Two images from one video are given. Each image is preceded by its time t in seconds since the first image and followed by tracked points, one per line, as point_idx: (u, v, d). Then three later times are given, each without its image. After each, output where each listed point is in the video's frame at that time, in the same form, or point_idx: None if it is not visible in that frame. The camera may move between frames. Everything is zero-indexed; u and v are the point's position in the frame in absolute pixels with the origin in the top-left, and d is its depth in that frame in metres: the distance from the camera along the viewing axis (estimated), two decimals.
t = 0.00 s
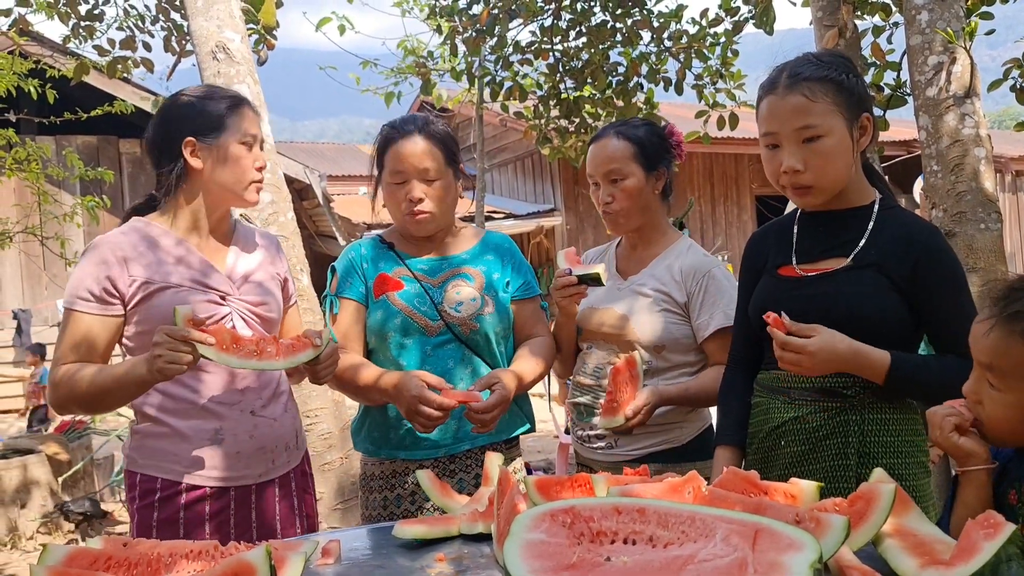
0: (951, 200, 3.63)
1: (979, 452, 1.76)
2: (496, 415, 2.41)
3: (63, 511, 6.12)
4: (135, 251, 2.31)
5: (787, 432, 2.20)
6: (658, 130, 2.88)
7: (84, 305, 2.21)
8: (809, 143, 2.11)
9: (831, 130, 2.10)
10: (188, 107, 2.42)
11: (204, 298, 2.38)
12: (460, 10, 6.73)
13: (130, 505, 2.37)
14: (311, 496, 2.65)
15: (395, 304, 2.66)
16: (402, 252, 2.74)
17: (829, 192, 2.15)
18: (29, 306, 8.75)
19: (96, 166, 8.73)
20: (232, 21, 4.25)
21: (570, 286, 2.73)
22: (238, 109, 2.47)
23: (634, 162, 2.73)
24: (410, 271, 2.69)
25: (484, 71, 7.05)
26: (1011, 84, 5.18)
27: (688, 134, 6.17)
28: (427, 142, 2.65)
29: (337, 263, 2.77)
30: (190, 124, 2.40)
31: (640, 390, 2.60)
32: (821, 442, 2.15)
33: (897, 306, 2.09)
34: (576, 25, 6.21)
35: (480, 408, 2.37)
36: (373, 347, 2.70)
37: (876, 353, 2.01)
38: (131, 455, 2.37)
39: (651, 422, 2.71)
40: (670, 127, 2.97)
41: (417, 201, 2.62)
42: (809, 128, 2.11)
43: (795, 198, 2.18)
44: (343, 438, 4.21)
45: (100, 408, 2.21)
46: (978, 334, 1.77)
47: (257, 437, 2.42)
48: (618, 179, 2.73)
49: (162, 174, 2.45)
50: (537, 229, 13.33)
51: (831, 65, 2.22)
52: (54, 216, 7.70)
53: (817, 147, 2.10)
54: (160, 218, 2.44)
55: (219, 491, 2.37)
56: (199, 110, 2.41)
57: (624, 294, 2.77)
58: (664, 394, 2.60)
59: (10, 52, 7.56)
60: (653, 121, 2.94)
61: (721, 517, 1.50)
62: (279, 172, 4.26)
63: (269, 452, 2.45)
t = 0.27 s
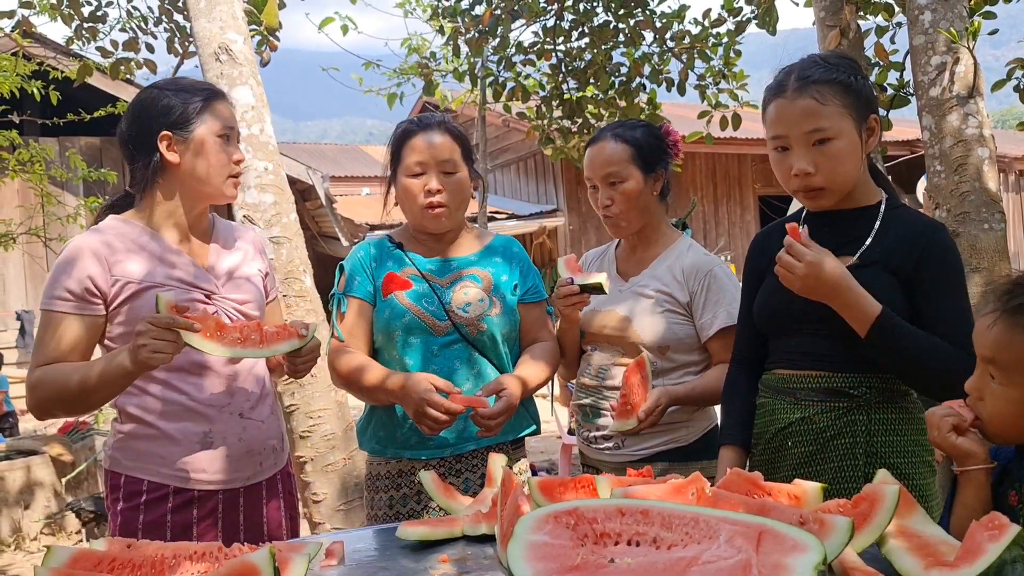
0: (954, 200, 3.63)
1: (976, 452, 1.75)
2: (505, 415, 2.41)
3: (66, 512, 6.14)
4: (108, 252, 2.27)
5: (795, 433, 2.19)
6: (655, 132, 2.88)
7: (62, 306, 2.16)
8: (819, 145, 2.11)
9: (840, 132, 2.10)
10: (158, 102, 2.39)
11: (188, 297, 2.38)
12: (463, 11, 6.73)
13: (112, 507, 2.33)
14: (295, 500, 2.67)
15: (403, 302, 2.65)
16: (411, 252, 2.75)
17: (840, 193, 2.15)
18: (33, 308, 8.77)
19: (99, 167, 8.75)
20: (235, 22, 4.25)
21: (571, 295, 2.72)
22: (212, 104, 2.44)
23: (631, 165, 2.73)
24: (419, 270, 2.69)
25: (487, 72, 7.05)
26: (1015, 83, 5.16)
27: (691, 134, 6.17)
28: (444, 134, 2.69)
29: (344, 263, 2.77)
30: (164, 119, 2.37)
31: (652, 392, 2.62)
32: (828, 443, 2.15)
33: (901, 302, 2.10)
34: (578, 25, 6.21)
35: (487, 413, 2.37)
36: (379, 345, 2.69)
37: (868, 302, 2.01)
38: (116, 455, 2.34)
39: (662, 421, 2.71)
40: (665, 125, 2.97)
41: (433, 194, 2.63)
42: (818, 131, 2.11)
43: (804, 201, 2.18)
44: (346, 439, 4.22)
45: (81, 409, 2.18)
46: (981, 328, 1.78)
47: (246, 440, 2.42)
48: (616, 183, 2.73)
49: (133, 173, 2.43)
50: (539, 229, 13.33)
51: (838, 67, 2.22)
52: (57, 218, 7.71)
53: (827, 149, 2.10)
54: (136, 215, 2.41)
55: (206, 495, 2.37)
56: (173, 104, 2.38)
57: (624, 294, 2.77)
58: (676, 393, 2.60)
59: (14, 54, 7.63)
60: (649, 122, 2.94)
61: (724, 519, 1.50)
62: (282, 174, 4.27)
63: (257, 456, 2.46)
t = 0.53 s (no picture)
0: (957, 200, 3.63)
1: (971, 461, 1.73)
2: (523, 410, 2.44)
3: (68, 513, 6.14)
4: (107, 251, 2.28)
5: (798, 432, 2.19)
6: (664, 127, 2.87)
7: (47, 314, 2.14)
8: (825, 143, 2.11)
9: (847, 130, 2.10)
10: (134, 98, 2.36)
11: (173, 300, 2.38)
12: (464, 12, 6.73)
13: (102, 514, 2.29)
14: (284, 500, 2.67)
15: (409, 301, 2.64)
16: (416, 251, 2.74)
17: (846, 192, 2.15)
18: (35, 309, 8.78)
19: (100, 168, 8.76)
20: (236, 23, 4.25)
21: (570, 294, 2.74)
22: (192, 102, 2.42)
23: (636, 165, 2.72)
24: (424, 270, 2.68)
25: (488, 73, 7.05)
26: (1017, 83, 5.16)
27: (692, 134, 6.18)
28: (453, 138, 2.68)
29: (348, 262, 2.75)
30: (140, 116, 2.34)
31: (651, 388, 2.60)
32: (832, 442, 2.14)
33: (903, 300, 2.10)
34: (580, 26, 6.21)
35: (505, 414, 2.38)
36: (384, 343, 2.68)
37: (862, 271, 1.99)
38: (104, 461, 2.31)
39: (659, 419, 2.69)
40: (672, 118, 2.95)
41: (444, 199, 2.64)
42: (825, 129, 2.10)
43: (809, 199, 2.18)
44: (347, 439, 4.21)
45: (70, 416, 2.14)
46: (984, 336, 1.77)
47: (237, 440, 2.42)
48: (621, 182, 2.74)
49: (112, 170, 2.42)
50: (541, 230, 13.33)
51: (845, 66, 2.22)
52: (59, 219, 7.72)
53: (834, 147, 2.10)
54: (121, 215, 2.40)
55: (199, 497, 2.36)
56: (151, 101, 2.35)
57: (628, 292, 2.77)
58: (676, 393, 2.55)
59: (16, 56, 7.68)
60: (656, 116, 2.92)
61: (728, 518, 1.50)
62: (284, 174, 4.27)
63: (248, 455, 2.46)
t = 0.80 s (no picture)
0: (959, 200, 3.62)
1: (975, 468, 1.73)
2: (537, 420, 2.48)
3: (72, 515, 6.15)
4: (105, 253, 2.29)
5: (804, 433, 2.19)
6: (683, 123, 2.85)
7: (40, 316, 2.13)
8: (825, 147, 2.11)
9: (847, 134, 2.10)
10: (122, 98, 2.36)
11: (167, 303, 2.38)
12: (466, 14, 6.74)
13: (97, 520, 2.29)
14: (277, 503, 2.67)
15: (413, 303, 2.63)
16: (417, 253, 2.74)
17: (847, 194, 2.15)
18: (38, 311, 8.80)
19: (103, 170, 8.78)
20: (239, 25, 4.26)
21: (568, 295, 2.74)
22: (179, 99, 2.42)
23: (656, 151, 2.72)
24: (427, 272, 2.68)
25: (490, 75, 7.05)
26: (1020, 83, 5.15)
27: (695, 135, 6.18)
28: (456, 137, 2.69)
29: (348, 264, 2.74)
30: (129, 117, 2.34)
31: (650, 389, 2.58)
32: (838, 442, 2.14)
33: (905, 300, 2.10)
34: (582, 27, 6.21)
35: (522, 426, 2.41)
36: (386, 346, 2.67)
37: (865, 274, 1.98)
38: (96, 467, 2.31)
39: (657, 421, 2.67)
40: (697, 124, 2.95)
41: (445, 197, 2.63)
42: (825, 133, 2.10)
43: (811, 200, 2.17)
44: (350, 441, 4.21)
45: (68, 416, 2.12)
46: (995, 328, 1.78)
47: (232, 442, 2.43)
48: (634, 166, 2.73)
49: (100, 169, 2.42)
50: (543, 231, 13.33)
51: (843, 69, 2.22)
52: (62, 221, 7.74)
53: (834, 151, 2.10)
54: (114, 218, 2.40)
55: (195, 500, 2.36)
56: (143, 102, 2.35)
57: (632, 292, 2.77)
58: (676, 396, 2.53)
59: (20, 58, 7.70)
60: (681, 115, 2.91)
61: (730, 520, 1.50)
62: (286, 176, 4.27)
63: (243, 456, 2.47)
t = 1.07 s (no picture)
0: (963, 199, 3.61)
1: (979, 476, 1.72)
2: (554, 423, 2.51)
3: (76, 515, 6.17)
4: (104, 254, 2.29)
5: (813, 433, 2.18)
6: (681, 122, 2.84)
7: (40, 314, 2.14)
8: (831, 148, 2.10)
9: (854, 133, 2.09)
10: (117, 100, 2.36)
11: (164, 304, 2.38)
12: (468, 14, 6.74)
13: (95, 522, 2.29)
14: (277, 503, 2.66)
15: (414, 306, 2.63)
16: (416, 256, 2.74)
17: (852, 194, 2.15)
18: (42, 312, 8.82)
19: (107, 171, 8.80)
20: (241, 26, 4.26)
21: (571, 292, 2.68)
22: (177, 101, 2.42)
23: (656, 155, 2.70)
24: (427, 274, 2.68)
25: (492, 75, 7.06)
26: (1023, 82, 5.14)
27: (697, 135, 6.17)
28: (449, 136, 2.68)
29: (348, 268, 2.74)
30: (123, 119, 2.34)
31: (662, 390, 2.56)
32: (848, 442, 2.14)
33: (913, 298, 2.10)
34: (584, 27, 6.21)
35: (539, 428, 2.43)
36: (389, 349, 2.66)
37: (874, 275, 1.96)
38: (93, 469, 2.31)
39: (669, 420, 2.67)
40: (694, 118, 2.93)
41: (439, 195, 2.62)
42: (832, 133, 2.09)
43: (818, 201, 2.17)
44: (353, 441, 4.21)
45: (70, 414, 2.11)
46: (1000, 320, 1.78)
47: (230, 442, 2.42)
48: (636, 173, 2.72)
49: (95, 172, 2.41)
50: (545, 231, 13.33)
51: (849, 68, 2.21)
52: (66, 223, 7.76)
53: (840, 151, 2.09)
54: (112, 219, 2.40)
55: (193, 501, 2.36)
56: (138, 102, 2.35)
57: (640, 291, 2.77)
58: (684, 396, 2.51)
59: (23, 60, 7.72)
60: (679, 113, 2.90)
61: (734, 519, 1.50)
62: (289, 177, 4.27)
63: (241, 456, 2.47)
